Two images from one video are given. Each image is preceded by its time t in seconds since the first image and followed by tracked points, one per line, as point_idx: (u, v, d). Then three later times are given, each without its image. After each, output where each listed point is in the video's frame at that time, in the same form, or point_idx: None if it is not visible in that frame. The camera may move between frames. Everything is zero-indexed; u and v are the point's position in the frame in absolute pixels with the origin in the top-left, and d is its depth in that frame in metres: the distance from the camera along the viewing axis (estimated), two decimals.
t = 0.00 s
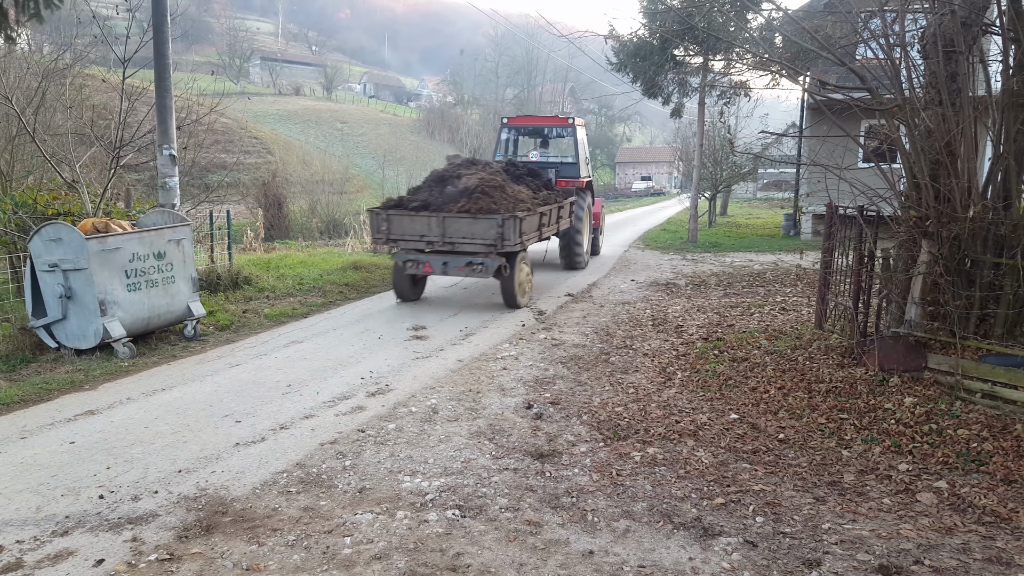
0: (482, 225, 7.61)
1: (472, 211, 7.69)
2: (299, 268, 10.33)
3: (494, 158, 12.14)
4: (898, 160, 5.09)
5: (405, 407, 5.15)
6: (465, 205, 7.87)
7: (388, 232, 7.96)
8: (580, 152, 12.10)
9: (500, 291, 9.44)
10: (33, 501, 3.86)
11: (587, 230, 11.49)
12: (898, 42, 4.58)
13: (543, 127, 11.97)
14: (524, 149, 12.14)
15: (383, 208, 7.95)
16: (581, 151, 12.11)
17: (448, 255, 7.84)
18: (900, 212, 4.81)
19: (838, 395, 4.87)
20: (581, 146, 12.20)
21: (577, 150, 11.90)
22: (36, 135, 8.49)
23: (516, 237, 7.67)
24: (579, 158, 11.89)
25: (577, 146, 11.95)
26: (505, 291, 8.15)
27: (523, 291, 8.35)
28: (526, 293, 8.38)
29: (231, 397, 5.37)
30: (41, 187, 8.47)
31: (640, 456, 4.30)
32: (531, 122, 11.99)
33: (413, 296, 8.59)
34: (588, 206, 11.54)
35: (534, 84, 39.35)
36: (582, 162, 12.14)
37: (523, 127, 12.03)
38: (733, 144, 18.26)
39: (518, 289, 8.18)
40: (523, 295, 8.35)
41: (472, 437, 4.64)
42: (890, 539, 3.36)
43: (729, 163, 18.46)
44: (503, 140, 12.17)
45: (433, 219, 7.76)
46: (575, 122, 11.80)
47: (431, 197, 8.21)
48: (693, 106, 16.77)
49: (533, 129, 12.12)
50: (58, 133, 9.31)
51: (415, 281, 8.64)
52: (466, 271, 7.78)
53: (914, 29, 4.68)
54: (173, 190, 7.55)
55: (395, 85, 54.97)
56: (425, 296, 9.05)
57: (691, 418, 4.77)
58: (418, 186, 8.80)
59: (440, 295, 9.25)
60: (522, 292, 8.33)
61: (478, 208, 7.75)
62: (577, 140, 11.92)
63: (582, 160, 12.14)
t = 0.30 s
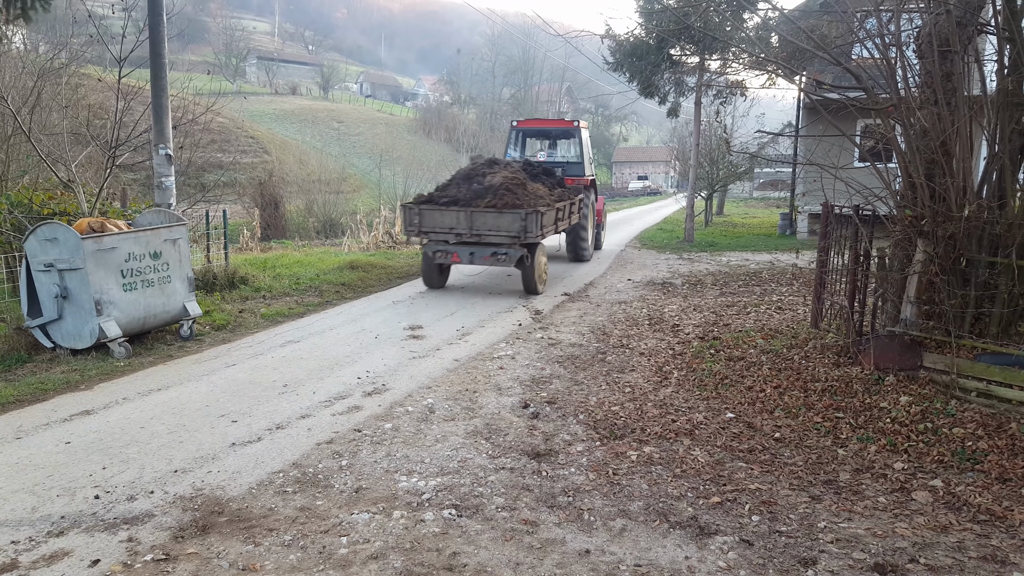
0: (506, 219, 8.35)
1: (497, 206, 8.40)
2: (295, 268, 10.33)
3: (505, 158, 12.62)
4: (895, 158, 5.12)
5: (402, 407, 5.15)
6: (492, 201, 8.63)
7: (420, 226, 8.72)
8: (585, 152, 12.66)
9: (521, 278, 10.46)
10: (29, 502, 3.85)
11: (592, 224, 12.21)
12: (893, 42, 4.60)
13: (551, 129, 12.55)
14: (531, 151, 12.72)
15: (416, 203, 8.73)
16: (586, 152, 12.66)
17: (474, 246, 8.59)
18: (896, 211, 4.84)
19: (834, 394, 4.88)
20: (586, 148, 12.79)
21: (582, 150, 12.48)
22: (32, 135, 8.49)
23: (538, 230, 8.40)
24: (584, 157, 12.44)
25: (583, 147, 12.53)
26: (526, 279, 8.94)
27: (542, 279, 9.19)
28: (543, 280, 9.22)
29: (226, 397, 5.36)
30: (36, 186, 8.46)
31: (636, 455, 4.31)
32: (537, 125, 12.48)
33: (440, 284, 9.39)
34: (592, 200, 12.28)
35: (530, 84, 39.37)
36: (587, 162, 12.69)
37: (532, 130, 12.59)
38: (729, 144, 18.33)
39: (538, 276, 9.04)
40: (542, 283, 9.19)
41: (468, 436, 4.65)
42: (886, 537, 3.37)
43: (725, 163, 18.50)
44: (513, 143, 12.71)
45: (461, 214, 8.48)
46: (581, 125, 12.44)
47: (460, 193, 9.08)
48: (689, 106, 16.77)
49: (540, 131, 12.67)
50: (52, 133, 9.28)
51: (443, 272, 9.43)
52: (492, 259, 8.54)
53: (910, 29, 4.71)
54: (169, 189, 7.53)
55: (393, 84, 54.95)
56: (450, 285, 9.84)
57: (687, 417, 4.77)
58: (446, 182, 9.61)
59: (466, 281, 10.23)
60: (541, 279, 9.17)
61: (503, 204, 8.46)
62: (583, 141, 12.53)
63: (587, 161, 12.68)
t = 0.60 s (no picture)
0: (527, 213, 9.21)
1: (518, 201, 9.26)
2: (295, 267, 10.33)
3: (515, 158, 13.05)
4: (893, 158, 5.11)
5: (402, 406, 5.14)
6: (513, 197, 9.45)
7: (447, 220, 9.56)
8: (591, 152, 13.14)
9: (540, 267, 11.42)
10: (29, 501, 3.84)
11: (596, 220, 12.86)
12: (892, 41, 4.60)
13: (560, 130, 13.01)
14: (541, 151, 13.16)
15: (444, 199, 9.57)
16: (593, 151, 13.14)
17: (497, 238, 9.44)
18: (896, 210, 4.84)
19: (834, 392, 4.89)
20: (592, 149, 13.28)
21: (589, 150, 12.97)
22: (32, 134, 8.51)
23: (554, 223, 9.27)
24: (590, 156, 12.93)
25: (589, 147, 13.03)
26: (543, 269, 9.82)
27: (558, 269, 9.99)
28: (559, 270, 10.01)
29: (227, 396, 5.35)
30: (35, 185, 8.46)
31: (636, 454, 4.31)
32: (547, 126, 12.94)
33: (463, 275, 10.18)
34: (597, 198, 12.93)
35: (530, 83, 39.38)
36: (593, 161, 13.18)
37: (541, 132, 13.04)
38: (729, 143, 18.34)
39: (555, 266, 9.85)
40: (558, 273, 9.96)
41: (468, 435, 4.65)
42: (886, 536, 3.37)
43: (724, 162, 18.50)
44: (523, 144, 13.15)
45: (485, 208, 9.34)
46: (588, 127, 12.94)
47: (483, 190, 9.89)
48: (689, 105, 16.79)
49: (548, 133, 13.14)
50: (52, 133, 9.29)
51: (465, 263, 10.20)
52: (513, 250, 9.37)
53: (910, 28, 4.70)
54: (168, 189, 7.53)
55: (392, 83, 54.93)
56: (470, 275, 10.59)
57: (687, 416, 4.78)
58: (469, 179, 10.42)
59: (487, 272, 11.16)
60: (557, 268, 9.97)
61: (524, 199, 9.32)
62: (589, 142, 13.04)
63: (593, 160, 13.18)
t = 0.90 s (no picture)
0: (542, 207, 9.80)
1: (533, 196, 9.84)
2: (294, 265, 10.34)
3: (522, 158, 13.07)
4: (891, 156, 5.12)
5: (400, 404, 5.14)
6: (529, 192, 10.00)
7: (467, 213, 10.16)
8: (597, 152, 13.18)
9: (552, 258, 12.07)
10: (27, 500, 3.83)
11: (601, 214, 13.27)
12: (891, 39, 4.61)
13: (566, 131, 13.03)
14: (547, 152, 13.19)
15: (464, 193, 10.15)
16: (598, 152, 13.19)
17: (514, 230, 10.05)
18: (894, 208, 4.86)
19: (832, 390, 4.89)
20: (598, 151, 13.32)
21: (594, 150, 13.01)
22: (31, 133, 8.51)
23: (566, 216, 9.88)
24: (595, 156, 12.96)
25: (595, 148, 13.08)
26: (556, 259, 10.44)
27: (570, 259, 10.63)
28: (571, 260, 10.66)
29: (225, 395, 5.35)
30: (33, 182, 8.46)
31: (635, 452, 4.31)
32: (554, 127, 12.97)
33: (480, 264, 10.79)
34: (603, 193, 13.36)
35: (528, 81, 39.34)
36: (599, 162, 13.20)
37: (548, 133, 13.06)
38: (727, 142, 18.36)
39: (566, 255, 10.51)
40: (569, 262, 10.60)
41: (466, 433, 4.65)
42: (884, 534, 3.37)
43: (723, 160, 18.49)
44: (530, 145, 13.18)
45: (503, 203, 9.93)
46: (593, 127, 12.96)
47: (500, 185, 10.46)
48: (687, 103, 16.79)
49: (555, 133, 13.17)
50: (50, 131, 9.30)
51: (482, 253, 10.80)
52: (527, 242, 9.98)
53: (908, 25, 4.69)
54: (166, 186, 7.52)
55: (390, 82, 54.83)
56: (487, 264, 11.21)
57: (685, 414, 4.78)
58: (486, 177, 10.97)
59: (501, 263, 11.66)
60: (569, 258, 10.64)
61: (540, 194, 9.90)
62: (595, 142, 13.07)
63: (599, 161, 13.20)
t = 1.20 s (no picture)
0: (551, 204, 9.97)
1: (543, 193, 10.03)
2: (290, 265, 10.33)
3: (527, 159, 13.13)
4: (887, 157, 5.14)
5: (397, 405, 5.13)
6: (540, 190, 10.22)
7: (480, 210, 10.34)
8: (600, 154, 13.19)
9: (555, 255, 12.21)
10: (23, 502, 3.82)
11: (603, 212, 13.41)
12: (886, 40, 4.62)
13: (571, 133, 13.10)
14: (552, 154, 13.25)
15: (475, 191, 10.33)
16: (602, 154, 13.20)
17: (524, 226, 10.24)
18: (889, 208, 4.87)
19: (828, 390, 4.91)
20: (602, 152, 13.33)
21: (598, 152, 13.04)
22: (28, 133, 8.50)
23: (574, 211, 10.07)
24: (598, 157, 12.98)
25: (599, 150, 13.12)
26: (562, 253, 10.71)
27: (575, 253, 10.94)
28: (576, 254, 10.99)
29: (222, 395, 5.35)
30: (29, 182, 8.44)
31: (631, 452, 4.32)
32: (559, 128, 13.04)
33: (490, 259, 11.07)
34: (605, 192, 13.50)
35: (525, 82, 39.35)
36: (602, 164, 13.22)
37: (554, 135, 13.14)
38: (724, 142, 18.40)
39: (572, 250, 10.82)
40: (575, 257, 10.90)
41: (463, 434, 4.65)
42: (879, 533, 3.38)
43: (720, 161, 18.52)
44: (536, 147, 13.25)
45: (514, 200, 10.11)
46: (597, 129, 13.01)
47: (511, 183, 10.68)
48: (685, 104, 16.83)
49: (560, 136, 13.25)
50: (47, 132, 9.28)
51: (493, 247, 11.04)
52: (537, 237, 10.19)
53: (903, 27, 4.71)
54: (162, 186, 7.48)
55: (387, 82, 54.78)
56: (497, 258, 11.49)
57: (682, 414, 4.79)
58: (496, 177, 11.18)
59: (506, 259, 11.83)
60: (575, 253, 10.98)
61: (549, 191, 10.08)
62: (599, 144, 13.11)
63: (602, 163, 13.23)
